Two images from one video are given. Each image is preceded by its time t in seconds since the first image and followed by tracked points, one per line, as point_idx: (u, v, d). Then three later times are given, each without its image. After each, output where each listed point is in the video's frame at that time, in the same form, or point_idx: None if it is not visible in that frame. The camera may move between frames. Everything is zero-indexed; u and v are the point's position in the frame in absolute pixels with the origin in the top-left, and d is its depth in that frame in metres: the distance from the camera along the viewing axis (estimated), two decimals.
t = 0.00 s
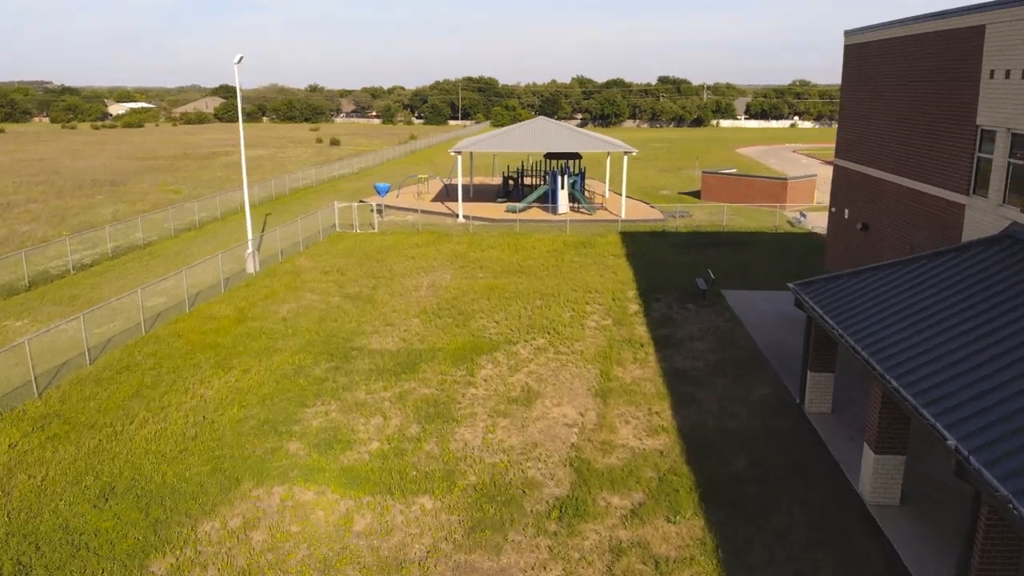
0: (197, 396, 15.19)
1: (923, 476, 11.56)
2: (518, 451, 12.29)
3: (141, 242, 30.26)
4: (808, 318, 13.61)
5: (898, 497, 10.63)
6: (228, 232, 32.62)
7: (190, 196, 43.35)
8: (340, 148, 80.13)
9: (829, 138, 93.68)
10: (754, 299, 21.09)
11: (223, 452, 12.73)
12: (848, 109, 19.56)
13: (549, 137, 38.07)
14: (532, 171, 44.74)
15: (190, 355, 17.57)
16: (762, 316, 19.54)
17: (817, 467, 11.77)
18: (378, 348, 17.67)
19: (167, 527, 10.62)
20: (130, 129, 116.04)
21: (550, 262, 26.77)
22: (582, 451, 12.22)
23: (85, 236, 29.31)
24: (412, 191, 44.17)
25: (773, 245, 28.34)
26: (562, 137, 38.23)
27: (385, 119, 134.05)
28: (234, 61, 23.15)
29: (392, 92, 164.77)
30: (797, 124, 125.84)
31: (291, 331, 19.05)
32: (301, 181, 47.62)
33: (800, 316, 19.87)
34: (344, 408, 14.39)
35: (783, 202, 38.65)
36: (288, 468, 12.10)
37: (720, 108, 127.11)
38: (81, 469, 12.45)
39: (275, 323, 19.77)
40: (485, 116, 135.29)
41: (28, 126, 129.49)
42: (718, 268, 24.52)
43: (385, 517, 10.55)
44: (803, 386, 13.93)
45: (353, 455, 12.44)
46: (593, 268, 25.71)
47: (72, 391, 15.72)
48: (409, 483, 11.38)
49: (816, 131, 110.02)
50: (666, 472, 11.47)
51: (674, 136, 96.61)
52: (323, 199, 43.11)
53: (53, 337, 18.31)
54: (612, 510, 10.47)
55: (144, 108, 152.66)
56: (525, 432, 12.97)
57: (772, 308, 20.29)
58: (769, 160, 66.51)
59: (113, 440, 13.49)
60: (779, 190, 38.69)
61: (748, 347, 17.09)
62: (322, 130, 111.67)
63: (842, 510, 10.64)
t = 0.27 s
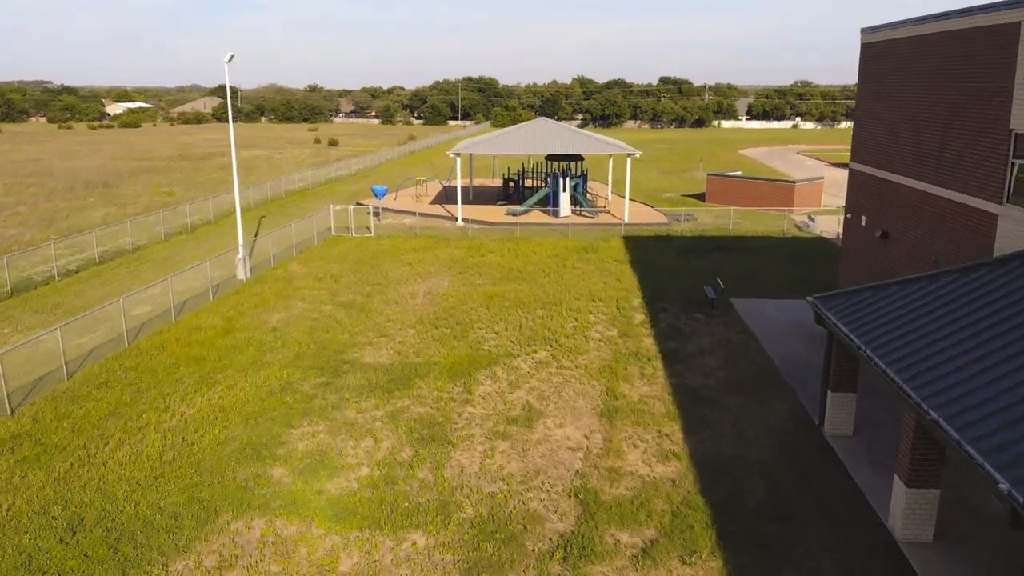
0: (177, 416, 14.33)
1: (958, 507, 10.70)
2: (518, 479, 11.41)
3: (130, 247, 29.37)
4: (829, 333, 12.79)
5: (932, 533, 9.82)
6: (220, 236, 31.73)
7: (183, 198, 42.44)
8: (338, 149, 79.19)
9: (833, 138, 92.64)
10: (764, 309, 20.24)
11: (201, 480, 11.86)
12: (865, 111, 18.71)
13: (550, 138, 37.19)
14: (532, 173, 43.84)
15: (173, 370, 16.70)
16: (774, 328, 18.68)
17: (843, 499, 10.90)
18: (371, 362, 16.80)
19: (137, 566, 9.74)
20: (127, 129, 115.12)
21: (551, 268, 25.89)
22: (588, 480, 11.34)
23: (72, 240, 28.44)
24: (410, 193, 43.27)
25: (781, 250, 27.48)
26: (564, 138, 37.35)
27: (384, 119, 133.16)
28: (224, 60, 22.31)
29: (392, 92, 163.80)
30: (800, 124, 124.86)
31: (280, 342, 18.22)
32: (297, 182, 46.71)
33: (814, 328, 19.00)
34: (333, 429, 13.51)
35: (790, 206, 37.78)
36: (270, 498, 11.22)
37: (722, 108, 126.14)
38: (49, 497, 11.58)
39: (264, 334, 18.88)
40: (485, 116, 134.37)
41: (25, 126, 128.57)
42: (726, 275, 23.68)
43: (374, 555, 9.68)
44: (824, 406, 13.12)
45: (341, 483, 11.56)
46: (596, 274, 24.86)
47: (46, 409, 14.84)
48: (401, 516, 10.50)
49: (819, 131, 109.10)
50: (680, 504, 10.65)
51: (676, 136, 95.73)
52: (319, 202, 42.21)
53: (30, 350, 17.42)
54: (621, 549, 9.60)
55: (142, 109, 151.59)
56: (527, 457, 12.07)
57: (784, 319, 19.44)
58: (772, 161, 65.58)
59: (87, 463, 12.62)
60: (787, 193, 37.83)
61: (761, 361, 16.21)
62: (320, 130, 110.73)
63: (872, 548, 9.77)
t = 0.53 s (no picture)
0: (154, 440, 13.40)
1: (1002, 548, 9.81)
2: (519, 515, 10.47)
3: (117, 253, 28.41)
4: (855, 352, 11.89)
5: None
6: (211, 241, 30.78)
7: (176, 201, 41.45)
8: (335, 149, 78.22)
9: (836, 139, 91.72)
10: (777, 320, 19.33)
11: (175, 514, 10.93)
12: (883, 112, 17.78)
13: (552, 139, 36.23)
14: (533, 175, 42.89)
15: (152, 387, 15.76)
16: (789, 341, 17.76)
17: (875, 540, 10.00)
18: (363, 378, 15.85)
19: None
20: (123, 130, 114.10)
21: (553, 275, 24.95)
22: (595, 516, 10.40)
23: (57, 245, 27.48)
24: (408, 195, 42.31)
25: (791, 255, 26.53)
26: (565, 139, 36.40)
27: (383, 119, 132.19)
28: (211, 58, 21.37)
29: (391, 92, 162.84)
30: (802, 124, 123.92)
31: (267, 356, 17.29)
32: (292, 184, 45.77)
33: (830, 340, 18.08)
34: (320, 455, 12.58)
35: (798, 208, 36.78)
36: (249, 536, 10.29)
37: (723, 108, 125.24)
38: (9, 532, 10.64)
39: (250, 347, 17.94)
40: (484, 116, 133.44)
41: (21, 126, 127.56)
42: (735, 283, 22.75)
43: None
44: (849, 430, 12.20)
45: (326, 519, 10.62)
46: (599, 281, 23.94)
47: (15, 430, 13.90)
48: (390, 559, 9.56)
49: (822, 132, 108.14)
50: (698, 547, 9.73)
51: (677, 137, 94.77)
52: (314, 205, 41.25)
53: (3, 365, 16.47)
54: None
55: (139, 109, 150.57)
56: (529, 489, 11.12)
57: (798, 331, 18.52)
58: (776, 162, 64.65)
59: (52, 495, 11.67)
60: (793, 196, 36.87)
61: (777, 379, 15.26)
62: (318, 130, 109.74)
63: None
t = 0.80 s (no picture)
0: (128, 470, 12.44)
1: None
2: (521, 560, 9.51)
3: (103, 259, 27.45)
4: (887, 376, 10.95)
5: None
6: (202, 246, 29.81)
7: (168, 203, 40.49)
8: (334, 150, 77.25)
9: (841, 140, 90.80)
10: (792, 334, 18.37)
11: (144, 556, 9.98)
12: (904, 115, 16.77)
13: (553, 140, 35.24)
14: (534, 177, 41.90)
15: (130, 408, 14.80)
16: (806, 356, 16.80)
17: None
18: (353, 397, 14.87)
19: None
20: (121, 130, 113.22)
21: (555, 283, 23.97)
22: (605, 564, 9.43)
23: (41, 251, 26.52)
24: (406, 198, 41.34)
25: (803, 262, 25.55)
26: (567, 141, 35.39)
27: (383, 119, 131.31)
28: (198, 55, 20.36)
29: (391, 92, 161.93)
30: (805, 125, 122.98)
31: (253, 372, 16.34)
32: (288, 186, 44.81)
33: (849, 355, 17.11)
34: (305, 486, 11.61)
35: (806, 213, 35.90)
36: None
37: (725, 108, 124.29)
38: None
39: (236, 363, 16.97)
40: (485, 116, 132.53)
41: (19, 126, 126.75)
42: (746, 292, 21.77)
43: None
44: (881, 460, 11.25)
45: (307, 563, 9.65)
46: (604, 290, 22.96)
47: None
48: None
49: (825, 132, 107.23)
50: None
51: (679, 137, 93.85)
52: (310, 207, 40.29)
53: None
54: None
55: (138, 108, 149.63)
56: (531, 528, 10.15)
57: (814, 345, 17.56)
58: (781, 164, 63.70)
59: (10, 531, 10.70)
60: (802, 200, 35.91)
61: (796, 400, 14.27)
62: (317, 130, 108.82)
63: None
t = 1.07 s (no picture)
0: (96, 501, 11.50)
1: None
2: None
3: (89, 265, 26.53)
4: (923, 403, 10.03)
5: None
6: (193, 252, 28.91)
7: (161, 206, 39.60)
8: (332, 151, 76.28)
9: (845, 141, 89.91)
10: (808, 348, 17.43)
11: None
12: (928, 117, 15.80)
13: (555, 142, 34.30)
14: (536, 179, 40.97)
15: (104, 430, 13.88)
16: (824, 373, 15.86)
17: None
18: (343, 418, 13.94)
19: None
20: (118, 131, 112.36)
21: (557, 290, 23.03)
22: None
23: (24, 257, 25.56)
24: (404, 201, 40.44)
25: (814, 269, 24.60)
26: (570, 143, 34.46)
27: (382, 119, 130.44)
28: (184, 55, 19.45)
29: (391, 92, 161.03)
30: (808, 125, 122.10)
31: (237, 390, 15.43)
32: (284, 188, 43.87)
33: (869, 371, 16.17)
34: (287, 521, 10.67)
35: (814, 217, 34.91)
36: None
37: (727, 108, 123.40)
38: None
39: (220, 379, 16.06)
40: (485, 117, 131.63)
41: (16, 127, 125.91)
42: (757, 302, 20.83)
43: None
44: (915, 493, 10.30)
45: None
46: (608, 298, 22.01)
47: None
48: None
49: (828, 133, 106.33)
50: None
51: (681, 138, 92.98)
52: (306, 210, 39.35)
53: None
54: None
55: (136, 109, 148.71)
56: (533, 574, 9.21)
57: (832, 361, 16.62)
58: (785, 165, 62.79)
59: None
60: (810, 203, 34.94)
61: (817, 422, 13.32)
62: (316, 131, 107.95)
63: None
